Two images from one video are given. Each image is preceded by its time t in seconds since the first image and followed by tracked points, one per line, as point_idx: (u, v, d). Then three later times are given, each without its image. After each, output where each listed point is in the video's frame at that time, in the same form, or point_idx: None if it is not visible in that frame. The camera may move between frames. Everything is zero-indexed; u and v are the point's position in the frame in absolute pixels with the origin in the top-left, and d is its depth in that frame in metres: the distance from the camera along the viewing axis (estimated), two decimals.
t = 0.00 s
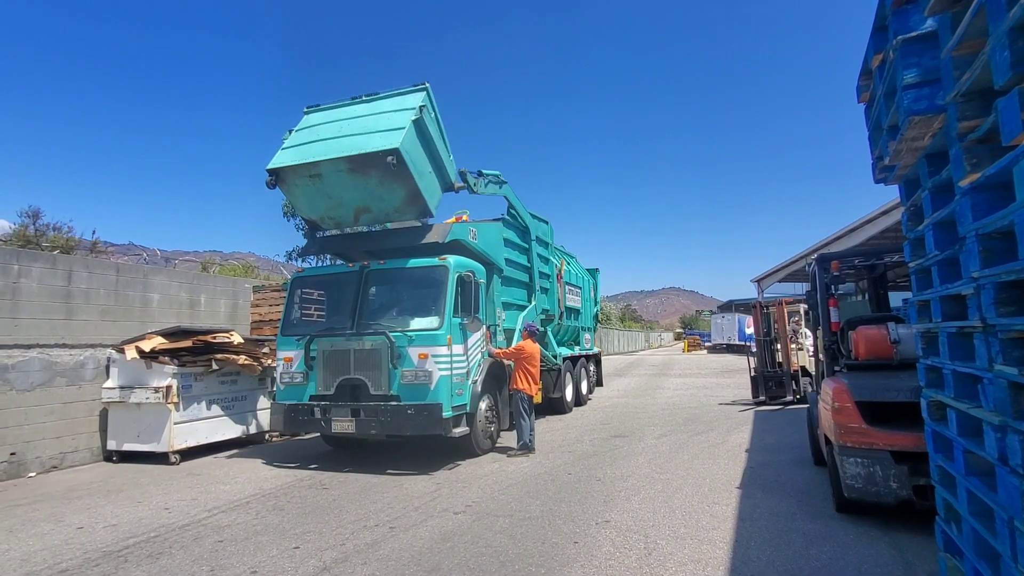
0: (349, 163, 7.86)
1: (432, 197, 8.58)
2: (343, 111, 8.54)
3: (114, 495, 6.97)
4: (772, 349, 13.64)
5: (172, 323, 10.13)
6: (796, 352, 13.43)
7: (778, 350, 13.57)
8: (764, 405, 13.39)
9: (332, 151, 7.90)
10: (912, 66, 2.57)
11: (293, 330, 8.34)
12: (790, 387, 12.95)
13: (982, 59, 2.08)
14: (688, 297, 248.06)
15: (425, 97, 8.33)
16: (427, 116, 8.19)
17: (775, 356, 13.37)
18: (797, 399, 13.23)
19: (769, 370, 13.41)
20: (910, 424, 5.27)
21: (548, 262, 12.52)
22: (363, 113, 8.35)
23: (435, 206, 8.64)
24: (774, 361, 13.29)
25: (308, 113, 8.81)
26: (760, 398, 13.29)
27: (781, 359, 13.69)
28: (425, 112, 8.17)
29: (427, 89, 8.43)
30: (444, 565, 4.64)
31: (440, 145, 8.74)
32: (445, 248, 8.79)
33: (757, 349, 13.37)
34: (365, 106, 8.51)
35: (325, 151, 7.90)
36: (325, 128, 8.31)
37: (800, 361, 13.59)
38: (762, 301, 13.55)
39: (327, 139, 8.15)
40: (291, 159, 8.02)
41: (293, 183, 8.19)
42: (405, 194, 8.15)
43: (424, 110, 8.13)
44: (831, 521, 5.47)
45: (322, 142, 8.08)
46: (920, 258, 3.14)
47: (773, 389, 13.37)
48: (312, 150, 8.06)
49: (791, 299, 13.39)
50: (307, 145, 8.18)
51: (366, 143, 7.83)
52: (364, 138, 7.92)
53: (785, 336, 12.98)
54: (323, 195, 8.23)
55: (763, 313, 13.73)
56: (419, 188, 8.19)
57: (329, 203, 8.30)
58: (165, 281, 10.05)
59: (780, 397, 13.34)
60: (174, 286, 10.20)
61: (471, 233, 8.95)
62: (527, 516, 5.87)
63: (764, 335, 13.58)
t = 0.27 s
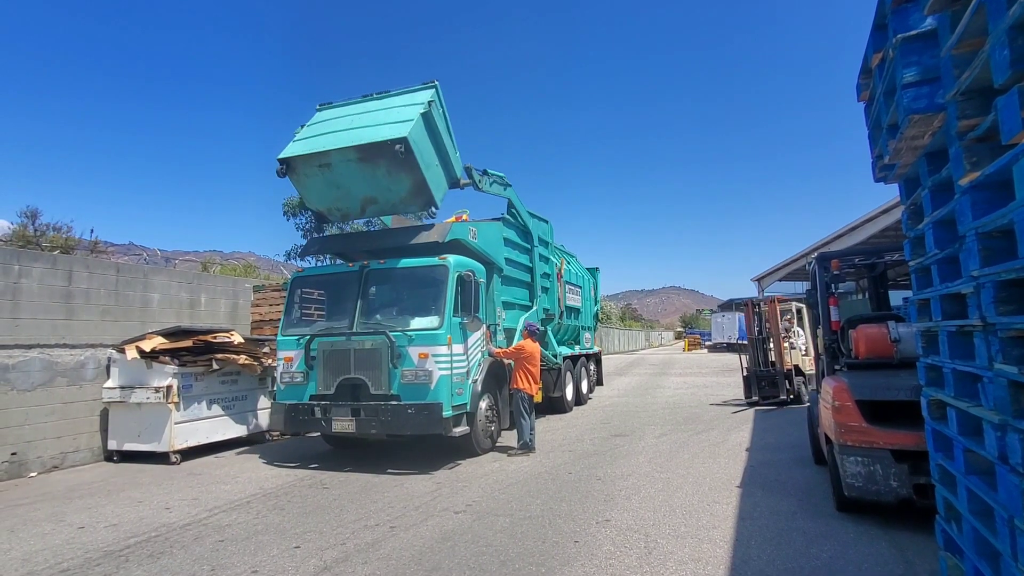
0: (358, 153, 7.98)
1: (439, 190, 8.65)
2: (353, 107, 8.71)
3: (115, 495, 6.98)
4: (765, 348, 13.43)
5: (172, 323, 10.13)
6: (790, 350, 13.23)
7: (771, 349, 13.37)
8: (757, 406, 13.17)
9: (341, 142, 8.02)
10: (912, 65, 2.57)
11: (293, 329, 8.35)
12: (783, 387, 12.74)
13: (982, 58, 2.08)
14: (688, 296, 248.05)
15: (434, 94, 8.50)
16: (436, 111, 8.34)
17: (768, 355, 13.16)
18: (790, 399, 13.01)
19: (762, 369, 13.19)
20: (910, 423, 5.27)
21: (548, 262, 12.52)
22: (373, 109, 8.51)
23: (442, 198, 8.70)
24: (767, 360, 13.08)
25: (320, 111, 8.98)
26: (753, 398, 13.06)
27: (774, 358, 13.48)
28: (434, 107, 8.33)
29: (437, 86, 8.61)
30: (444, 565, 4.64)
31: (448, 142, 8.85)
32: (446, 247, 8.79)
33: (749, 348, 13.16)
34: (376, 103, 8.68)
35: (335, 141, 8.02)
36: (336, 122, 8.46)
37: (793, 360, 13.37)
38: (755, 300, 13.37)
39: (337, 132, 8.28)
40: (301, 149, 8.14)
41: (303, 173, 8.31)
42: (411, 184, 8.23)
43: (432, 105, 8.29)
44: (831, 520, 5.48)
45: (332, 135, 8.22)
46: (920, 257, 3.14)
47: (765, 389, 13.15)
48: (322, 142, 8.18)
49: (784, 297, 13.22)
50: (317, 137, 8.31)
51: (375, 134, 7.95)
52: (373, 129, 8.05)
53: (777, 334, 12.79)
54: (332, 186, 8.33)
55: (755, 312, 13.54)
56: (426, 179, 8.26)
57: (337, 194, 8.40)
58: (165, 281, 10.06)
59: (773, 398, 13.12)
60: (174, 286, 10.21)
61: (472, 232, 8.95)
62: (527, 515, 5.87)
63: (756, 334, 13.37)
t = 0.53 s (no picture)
0: (367, 144, 8.19)
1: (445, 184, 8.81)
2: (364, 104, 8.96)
3: (116, 494, 6.99)
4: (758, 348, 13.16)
5: (172, 322, 10.14)
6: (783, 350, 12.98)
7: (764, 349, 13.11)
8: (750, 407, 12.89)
9: (351, 133, 8.23)
10: (911, 65, 2.57)
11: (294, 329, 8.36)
12: (777, 388, 12.46)
13: (981, 58, 2.08)
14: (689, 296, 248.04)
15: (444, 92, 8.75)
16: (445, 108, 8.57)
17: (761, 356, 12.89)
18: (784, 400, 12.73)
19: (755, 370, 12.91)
20: (910, 422, 5.27)
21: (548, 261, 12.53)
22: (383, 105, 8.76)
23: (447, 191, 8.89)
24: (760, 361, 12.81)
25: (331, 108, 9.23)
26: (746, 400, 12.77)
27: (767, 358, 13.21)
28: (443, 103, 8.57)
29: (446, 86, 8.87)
30: (445, 564, 4.65)
31: (456, 140, 9.06)
32: (446, 247, 8.80)
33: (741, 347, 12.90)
34: (386, 100, 8.94)
35: (345, 133, 8.24)
36: (347, 117, 8.69)
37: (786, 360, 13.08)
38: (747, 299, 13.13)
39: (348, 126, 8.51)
40: (312, 140, 8.35)
41: (313, 164, 8.51)
42: (418, 176, 8.44)
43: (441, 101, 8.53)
44: (831, 519, 5.49)
45: (342, 127, 8.44)
46: (919, 256, 3.15)
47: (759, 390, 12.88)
48: (332, 134, 8.41)
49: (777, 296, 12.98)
50: (327, 130, 8.53)
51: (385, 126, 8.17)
52: (383, 123, 8.27)
53: (770, 333, 12.54)
54: (340, 177, 8.52)
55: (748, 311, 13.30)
56: (432, 172, 8.44)
57: (345, 185, 8.58)
58: (165, 281, 10.06)
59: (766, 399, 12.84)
60: (175, 286, 10.22)
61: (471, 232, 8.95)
62: (527, 515, 5.88)
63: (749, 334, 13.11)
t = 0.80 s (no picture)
0: (377, 137, 8.33)
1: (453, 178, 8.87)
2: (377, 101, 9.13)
3: (117, 493, 7.00)
4: (752, 347, 12.90)
5: (173, 321, 10.14)
6: (776, 349, 12.70)
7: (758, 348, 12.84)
8: (743, 408, 12.63)
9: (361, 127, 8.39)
10: (911, 64, 2.57)
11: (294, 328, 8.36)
12: (770, 388, 12.19)
13: (980, 57, 2.09)
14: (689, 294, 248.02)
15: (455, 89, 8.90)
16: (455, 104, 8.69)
17: (754, 355, 12.62)
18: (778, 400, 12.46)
19: (748, 370, 12.64)
20: (910, 421, 5.28)
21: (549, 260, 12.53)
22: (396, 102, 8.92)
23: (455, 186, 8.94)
24: (753, 360, 12.55)
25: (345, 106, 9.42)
26: (739, 400, 12.51)
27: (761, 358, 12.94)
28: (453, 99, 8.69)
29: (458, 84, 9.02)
30: (445, 562, 4.66)
31: (467, 138, 9.16)
32: (446, 246, 8.80)
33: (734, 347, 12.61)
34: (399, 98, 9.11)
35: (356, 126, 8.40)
36: (359, 113, 8.86)
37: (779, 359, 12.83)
38: (740, 297, 12.87)
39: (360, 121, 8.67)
40: (323, 133, 8.52)
41: (323, 156, 8.68)
42: (426, 169, 8.53)
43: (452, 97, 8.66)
44: (831, 517, 5.49)
45: (354, 122, 8.61)
46: (919, 255, 3.15)
47: (752, 390, 12.61)
48: (344, 128, 8.57)
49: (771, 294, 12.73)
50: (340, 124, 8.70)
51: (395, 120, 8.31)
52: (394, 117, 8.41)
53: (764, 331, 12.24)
54: (350, 170, 8.65)
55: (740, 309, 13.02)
56: (441, 165, 8.52)
57: (354, 178, 8.71)
58: (166, 280, 10.06)
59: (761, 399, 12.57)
60: (175, 284, 10.22)
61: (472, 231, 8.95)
62: (528, 513, 5.89)
63: (742, 333, 12.83)
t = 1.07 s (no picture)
0: (389, 122, 8.82)
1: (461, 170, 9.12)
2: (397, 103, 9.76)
3: (118, 489, 7.02)
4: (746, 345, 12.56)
5: (174, 318, 10.15)
6: (771, 347, 12.42)
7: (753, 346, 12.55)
8: (737, 408, 12.33)
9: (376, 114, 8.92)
10: (913, 60, 2.56)
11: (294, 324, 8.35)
12: (765, 387, 11.90)
13: (982, 54, 2.08)
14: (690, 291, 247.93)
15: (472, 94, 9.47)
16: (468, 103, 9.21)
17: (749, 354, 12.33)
18: (773, 399, 12.17)
19: (743, 369, 12.34)
20: (910, 418, 5.28)
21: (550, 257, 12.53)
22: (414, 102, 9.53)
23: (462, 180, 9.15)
24: (748, 359, 12.25)
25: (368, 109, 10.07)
26: (733, 400, 12.21)
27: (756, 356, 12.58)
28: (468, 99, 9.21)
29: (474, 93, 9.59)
30: (445, 559, 4.66)
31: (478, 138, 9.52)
32: (447, 243, 8.80)
33: (728, 346, 12.27)
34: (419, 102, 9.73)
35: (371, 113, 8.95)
36: (379, 109, 9.46)
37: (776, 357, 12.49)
38: (734, 294, 12.59)
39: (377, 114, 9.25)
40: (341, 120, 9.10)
41: (338, 142, 9.18)
42: (434, 155, 8.87)
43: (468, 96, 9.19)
44: (831, 514, 5.50)
45: (371, 114, 9.18)
46: (920, 252, 3.15)
47: (746, 389, 12.31)
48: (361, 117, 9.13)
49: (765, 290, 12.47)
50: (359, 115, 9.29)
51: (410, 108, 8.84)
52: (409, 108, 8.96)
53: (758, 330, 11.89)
54: (362, 155, 9.11)
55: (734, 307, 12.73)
56: (448, 152, 8.84)
57: (365, 162, 9.14)
58: (166, 277, 10.06)
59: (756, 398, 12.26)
60: (176, 281, 10.23)
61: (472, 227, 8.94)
62: (528, 510, 5.90)
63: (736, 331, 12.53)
